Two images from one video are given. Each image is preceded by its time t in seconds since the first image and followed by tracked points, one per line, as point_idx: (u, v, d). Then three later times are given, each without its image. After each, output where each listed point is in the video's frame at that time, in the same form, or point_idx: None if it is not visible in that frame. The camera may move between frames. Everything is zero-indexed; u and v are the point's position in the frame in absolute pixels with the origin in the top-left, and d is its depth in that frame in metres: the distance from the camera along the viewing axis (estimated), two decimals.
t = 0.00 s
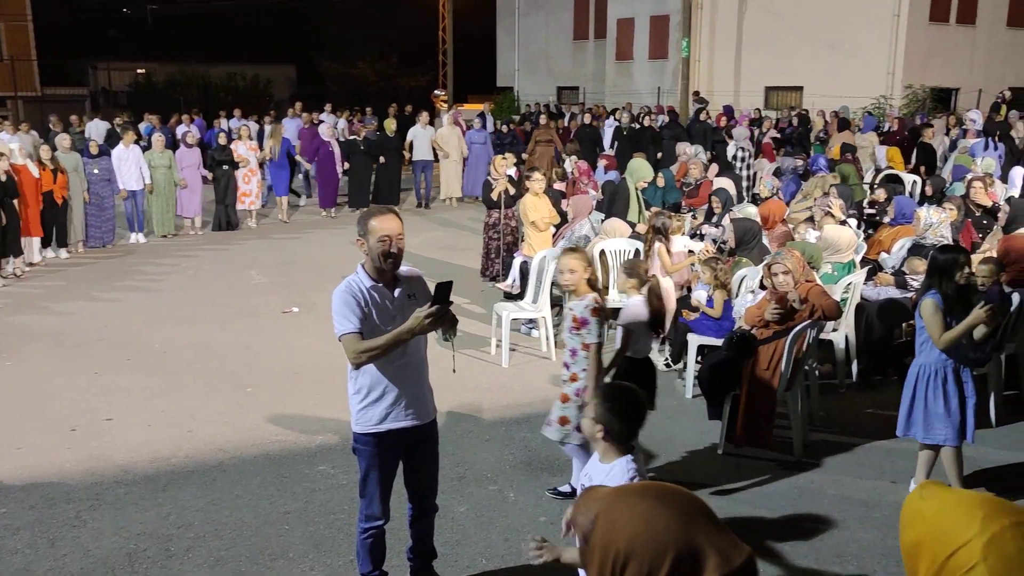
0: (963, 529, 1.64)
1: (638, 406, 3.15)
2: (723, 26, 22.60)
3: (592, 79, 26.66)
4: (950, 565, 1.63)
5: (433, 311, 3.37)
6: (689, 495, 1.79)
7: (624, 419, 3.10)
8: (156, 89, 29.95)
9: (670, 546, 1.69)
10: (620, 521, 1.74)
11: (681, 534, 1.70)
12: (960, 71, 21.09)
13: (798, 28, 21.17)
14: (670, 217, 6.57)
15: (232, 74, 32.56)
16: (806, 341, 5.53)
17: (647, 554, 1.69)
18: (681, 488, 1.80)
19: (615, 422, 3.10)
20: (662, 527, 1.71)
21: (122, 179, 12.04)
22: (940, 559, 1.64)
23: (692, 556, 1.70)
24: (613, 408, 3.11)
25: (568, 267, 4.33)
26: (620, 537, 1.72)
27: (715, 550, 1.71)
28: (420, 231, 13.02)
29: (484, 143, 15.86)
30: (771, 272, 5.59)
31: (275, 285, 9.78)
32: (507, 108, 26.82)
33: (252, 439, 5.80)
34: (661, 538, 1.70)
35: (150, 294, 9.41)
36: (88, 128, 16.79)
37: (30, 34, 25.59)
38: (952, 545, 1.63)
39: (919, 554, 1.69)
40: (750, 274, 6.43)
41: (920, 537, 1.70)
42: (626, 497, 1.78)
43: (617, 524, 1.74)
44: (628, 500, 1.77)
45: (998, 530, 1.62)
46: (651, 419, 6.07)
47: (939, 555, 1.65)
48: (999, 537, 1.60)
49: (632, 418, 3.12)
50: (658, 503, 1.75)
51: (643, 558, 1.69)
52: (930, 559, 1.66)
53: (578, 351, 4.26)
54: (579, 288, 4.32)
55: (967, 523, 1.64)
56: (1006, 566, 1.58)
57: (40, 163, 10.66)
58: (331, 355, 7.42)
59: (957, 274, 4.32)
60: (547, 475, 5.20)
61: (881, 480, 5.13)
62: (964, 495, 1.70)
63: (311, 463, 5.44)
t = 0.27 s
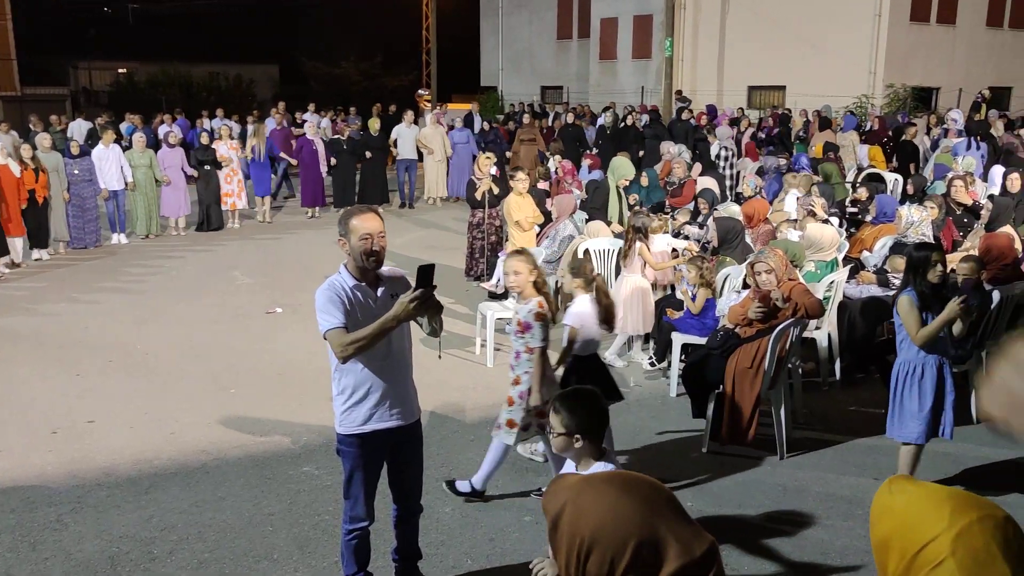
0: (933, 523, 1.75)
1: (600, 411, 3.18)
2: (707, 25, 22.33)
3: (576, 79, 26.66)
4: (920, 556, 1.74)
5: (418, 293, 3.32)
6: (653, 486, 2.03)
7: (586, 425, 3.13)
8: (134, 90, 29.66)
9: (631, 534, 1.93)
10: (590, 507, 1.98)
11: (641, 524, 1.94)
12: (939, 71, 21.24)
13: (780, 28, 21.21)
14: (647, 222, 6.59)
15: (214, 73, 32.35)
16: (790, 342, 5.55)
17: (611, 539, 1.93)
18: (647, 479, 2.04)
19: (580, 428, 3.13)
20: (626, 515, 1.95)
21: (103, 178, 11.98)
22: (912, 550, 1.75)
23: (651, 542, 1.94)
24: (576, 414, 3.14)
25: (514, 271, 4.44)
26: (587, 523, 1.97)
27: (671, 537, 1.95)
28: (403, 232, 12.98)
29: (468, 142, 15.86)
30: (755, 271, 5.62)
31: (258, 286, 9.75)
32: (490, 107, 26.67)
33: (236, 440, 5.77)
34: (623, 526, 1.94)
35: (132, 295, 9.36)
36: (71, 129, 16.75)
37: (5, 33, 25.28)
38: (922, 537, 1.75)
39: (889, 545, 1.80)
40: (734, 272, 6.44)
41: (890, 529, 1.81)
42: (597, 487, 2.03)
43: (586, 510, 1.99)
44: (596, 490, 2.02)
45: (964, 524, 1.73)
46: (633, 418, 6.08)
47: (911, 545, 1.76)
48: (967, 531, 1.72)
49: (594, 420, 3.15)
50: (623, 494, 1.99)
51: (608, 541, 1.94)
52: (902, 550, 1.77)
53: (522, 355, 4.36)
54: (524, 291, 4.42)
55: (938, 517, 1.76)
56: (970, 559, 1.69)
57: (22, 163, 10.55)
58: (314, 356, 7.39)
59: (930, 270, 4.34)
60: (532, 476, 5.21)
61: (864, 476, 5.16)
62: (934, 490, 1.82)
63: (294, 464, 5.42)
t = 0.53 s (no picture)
0: (933, 516, 1.64)
1: (605, 415, 2.97)
2: (690, 25, 22.38)
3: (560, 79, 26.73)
4: (916, 550, 1.64)
5: (399, 280, 3.28)
6: (682, 490, 1.79)
7: (588, 427, 2.92)
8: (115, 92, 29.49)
9: (651, 539, 1.71)
10: (608, 507, 1.77)
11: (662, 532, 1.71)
12: (920, 72, 21.41)
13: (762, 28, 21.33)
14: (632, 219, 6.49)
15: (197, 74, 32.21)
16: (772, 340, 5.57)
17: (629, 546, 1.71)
18: (674, 483, 1.80)
19: (580, 429, 2.92)
20: (647, 519, 1.73)
21: (81, 181, 11.86)
22: (910, 545, 1.64)
23: (672, 551, 1.71)
24: (578, 413, 2.93)
25: (461, 266, 4.34)
26: (602, 525, 1.76)
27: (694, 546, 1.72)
28: (387, 232, 12.96)
29: (449, 144, 16.08)
30: (737, 270, 5.64)
31: (242, 286, 9.71)
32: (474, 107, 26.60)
33: (220, 442, 5.74)
34: (642, 532, 1.71)
35: (114, 296, 9.30)
36: (52, 129, 16.64)
37: None
38: (920, 531, 1.64)
39: (890, 540, 1.69)
40: (718, 272, 6.46)
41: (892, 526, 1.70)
42: (619, 487, 1.81)
43: (603, 510, 1.77)
44: (616, 490, 1.80)
45: (965, 518, 1.62)
46: (618, 417, 6.09)
47: (908, 540, 1.65)
48: (967, 525, 1.60)
49: (596, 421, 2.94)
50: (647, 497, 1.76)
51: (626, 546, 1.72)
52: (901, 545, 1.66)
53: (460, 352, 4.37)
54: (468, 289, 4.36)
55: (938, 511, 1.64)
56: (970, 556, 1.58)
57: None
58: (298, 357, 7.36)
59: (903, 270, 4.42)
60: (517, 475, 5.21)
61: (848, 473, 5.19)
62: (937, 484, 1.69)
63: (279, 466, 5.39)
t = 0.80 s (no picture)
0: (967, 510, 2.01)
1: (589, 434, 2.95)
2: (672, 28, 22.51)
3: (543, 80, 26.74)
4: (950, 537, 2.01)
5: (377, 275, 3.24)
6: (714, 497, 2.26)
7: (573, 443, 2.90)
8: (96, 93, 29.25)
9: (693, 547, 2.14)
10: (654, 512, 2.23)
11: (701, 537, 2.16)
12: (900, 73, 21.53)
13: (744, 30, 21.45)
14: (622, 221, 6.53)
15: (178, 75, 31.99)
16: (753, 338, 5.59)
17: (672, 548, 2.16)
18: (709, 491, 2.26)
19: (565, 446, 2.89)
20: (687, 524, 2.18)
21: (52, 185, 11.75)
22: (945, 532, 2.02)
23: (710, 555, 2.15)
24: (565, 428, 2.92)
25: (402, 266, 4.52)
26: (651, 528, 2.21)
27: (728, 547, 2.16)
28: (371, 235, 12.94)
29: (425, 148, 16.12)
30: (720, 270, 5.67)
31: (225, 288, 9.66)
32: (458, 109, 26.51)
33: (202, 446, 5.70)
34: (680, 535, 2.17)
35: (94, 300, 9.23)
36: (33, 132, 16.53)
37: None
38: (956, 521, 2.01)
39: (927, 528, 2.07)
40: (701, 273, 6.49)
41: (930, 515, 2.09)
42: (662, 495, 2.26)
43: (652, 516, 2.22)
44: (660, 497, 2.25)
45: (994, 514, 1.98)
46: (603, 418, 6.10)
47: (944, 528, 2.03)
48: (997, 523, 1.96)
49: (582, 438, 2.93)
50: (687, 507, 2.22)
51: (671, 550, 2.16)
52: (935, 533, 2.05)
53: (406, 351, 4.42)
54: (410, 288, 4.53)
55: (973, 507, 2.01)
56: (996, 541, 1.93)
57: None
58: (281, 361, 7.33)
59: (871, 269, 4.47)
60: (501, 476, 5.22)
61: (831, 471, 5.22)
62: (975, 485, 2.07)
63: (262, 470, 5.36)
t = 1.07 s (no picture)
0: (982, 509, 1.67)
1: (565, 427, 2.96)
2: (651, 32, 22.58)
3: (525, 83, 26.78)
4: (958, 539, 1.68)
5: (357, 276, 3.20)
6: (730, 506, 1.87)
7: (549, 435, 2.91)
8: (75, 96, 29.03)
9: (700, 555, 1.77)
10: (659, 518, 1.84)
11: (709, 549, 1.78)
12: (880, 76, 21.40)
13: (726, 33, 21.55)
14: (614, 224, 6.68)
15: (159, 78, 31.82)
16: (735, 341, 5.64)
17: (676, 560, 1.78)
18: (721, 496, 1.87)
19: (541, 437, 2.90)
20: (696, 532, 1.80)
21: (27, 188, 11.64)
22: (953, 534, 1.68)
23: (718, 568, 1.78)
24: (543, 422, 2.93)
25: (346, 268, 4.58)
26: (655, 536, 1.82)
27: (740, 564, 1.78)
28: (353, 238, 12.89)
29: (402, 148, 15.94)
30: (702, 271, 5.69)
31: (207, 292, 9.62)
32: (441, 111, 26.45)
33: (184, 452, 5.67)
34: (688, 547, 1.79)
35: (75, 304, 9.16)
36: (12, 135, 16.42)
37: None
38: (968, 521, 1.68)
39: (937, 528, 1.73)
40: (683, 275, 6.51)
41: (942, 513, 1.74)
42: (667, 496, 1.87)
43: (656, 520, 1.84)
44: (665, 497, 1.88)
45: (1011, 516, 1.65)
46: (587, 420, 6.11)
47: (951, 528, 1.69)
48: (1008, 522, 1.64)
49: (559, 431, 2.94)
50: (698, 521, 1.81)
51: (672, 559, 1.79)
52: (941, 532, 1.71)
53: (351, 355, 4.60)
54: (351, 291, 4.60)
55: (987, 507, 1.68)
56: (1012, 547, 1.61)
57: None
58: (264, 365, 7.30)
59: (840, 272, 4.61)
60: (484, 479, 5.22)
61: (813, 472, 5.25)
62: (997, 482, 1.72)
63: (244, 475, 5.33)
